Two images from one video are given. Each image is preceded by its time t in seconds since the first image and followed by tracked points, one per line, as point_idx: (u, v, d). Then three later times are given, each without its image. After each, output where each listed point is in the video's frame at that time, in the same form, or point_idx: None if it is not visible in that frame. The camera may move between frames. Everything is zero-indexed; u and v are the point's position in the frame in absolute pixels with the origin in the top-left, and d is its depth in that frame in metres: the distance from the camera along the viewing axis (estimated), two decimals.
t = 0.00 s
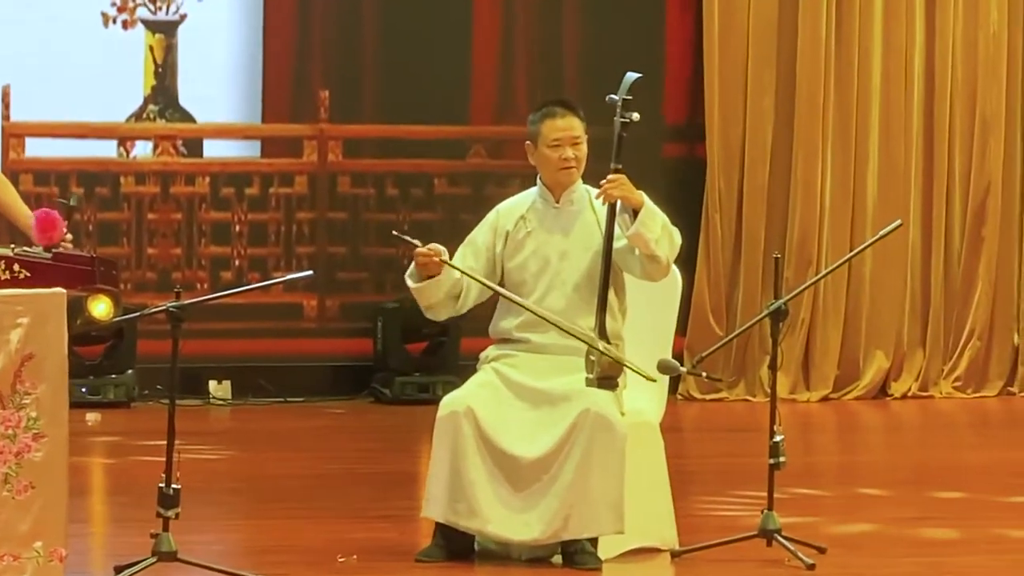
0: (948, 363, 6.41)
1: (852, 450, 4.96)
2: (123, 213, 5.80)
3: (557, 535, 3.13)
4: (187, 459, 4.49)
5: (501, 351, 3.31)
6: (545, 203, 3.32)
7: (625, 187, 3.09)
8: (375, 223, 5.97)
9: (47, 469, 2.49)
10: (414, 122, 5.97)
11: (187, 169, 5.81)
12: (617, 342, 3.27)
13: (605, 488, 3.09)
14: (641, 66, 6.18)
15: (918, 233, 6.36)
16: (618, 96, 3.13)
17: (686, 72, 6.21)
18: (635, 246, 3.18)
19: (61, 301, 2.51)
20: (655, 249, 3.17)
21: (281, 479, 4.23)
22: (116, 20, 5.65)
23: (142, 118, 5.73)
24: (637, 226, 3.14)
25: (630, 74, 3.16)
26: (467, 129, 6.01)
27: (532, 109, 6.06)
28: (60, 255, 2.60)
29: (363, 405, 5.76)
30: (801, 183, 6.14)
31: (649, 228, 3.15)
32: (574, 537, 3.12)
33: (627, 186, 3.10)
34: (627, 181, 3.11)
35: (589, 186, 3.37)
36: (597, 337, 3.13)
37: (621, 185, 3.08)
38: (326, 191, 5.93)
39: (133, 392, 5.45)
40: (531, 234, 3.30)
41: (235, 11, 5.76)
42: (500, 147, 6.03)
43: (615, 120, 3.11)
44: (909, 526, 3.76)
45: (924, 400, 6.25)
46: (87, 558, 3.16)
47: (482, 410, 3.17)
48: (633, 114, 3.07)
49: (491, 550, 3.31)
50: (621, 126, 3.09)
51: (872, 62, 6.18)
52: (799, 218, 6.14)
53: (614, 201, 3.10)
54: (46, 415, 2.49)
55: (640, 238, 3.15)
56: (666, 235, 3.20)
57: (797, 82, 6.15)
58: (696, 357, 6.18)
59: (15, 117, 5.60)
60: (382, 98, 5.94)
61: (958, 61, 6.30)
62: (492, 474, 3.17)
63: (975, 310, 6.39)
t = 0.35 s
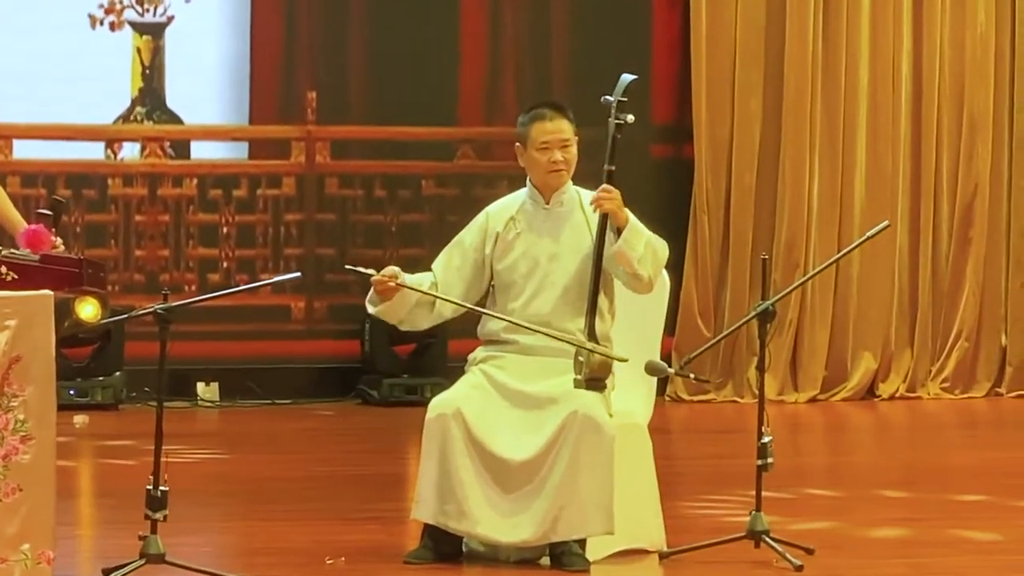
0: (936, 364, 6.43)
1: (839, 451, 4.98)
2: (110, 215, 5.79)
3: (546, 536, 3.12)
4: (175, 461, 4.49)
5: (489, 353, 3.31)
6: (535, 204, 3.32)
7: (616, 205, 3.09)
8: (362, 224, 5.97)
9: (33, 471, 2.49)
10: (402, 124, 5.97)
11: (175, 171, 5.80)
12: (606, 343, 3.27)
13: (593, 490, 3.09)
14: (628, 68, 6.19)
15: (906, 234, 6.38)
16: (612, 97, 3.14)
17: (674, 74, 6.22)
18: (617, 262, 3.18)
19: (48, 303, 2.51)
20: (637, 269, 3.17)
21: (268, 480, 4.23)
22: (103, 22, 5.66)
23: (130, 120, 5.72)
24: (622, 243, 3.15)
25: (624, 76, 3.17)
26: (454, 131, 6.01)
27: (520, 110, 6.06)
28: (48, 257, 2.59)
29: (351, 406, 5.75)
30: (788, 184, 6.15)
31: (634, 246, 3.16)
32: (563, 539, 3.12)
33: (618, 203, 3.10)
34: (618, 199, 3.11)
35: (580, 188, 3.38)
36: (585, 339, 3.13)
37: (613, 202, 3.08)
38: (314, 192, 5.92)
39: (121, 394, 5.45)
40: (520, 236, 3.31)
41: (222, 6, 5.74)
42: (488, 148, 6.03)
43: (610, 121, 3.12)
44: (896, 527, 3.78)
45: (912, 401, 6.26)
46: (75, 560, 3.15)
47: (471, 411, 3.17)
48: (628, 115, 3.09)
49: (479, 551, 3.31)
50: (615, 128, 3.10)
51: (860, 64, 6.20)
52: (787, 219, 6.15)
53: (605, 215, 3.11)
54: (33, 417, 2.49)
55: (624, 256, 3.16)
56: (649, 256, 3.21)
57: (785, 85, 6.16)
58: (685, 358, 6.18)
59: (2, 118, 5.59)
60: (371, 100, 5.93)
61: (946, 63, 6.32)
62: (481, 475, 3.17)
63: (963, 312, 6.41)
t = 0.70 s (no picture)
0: (930, 366, 6.44)
1: (832, 453, 4.99)
2: (104, 218, 5.79)
3: (537, 538, 3.12)
4: (168, 464, 4.49)
5: (480, 355, 3.31)
6: (524, 207, 3.33)
7: (598, 232, 3.10)
8: (356, 227, 5.97)
9: (27, 475, 2.49)
10: (395, 127, 5.97)
11: (169, 174, 5.80)
12: (597, 345, 3.27)
13: (584, 491, 3.09)
14: (621, 71, 6.20)
15: (899, 237, 6.39)
16: (590, 97, 3.12)
17: (666, 77, 6.23)
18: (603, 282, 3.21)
19: (42, 307, 2.52)
20: (622, 288, 3.22)
21: (262, 483, 4.23)
22: (96, 25, 5.67)
23: (123, 123, 5.72)
24: (605, 267, 3.17)
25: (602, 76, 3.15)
26: (447, 133, 6.02)
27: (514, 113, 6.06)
28: (41, 261, 2.59)
29: (345, 409, 5.76)
30: (782, 186, 6.16)
31: (618, 268, 3.18)
32: (553, 541, 3.12)
33: (600, 230, 3.11)
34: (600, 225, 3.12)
35: (569, 191, 3.39)
36: (576, 340, 3.14)
37: (595, 231, 3.09)
38: (308, 196, 5.92)
39: (114, 397, 5.45)
40: (510, 238, 3.32)
41: (216, 20, 5.77)
42: (481, 151, 6.04)
43: (589, 122, 3.12)
44: (888, 528, 3.79)
45: (905, 404, 6.27)
46: (68, 564, 3.15)
47: (462, 413, 3.18)
48: (606, 116, 3.07)
49: (472, 553, 3.32)
50: (593, 128, 3.09)
51: (853, 66, 6.21)
52: (780, 221, 6.16)
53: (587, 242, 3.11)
54: (27, 421, 2.49)
55: (609, 278, 3.19)
56: (636, 270, 3.23)
57: (777, 87, 6.18)
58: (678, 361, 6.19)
59: None
60: (364, 103, 5.94)
61: (938, 66, 6.34)
62: (472, 477, 3.18)
63: (957, 314, 6.42)
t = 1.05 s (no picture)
0: (928, 367, 6.44)
1: (831, 454, 4.99)
2: (102, 221, 5.79)
3: (536, 540, 3.12)
4: (167, 466, 4.49)
5: (478, 359, 3.31)
6: (517, 209, 3.33)
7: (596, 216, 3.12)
8: (354, 229, 5.97)
9: (26, 478, 2.50)
10: (393, 129, 5.97)
11: (167, 177, 5.80)
12: (595, 346, 3.28)
13: (584, 493, 3.09)
14: (619, 72, 6.20)
15: (897, 238, 6.40)
16: (584, 99, 3.13)
17: (664, 79, 6.24)
18: (600, 272, 3.22)
19: (41, 310, 2.51)
20: (620, 276, 3.20)
21: (261, 486, 4.23)
22: (94, 28, 5.66)
23: (122, 126, 5.72)
24: (602, 252, 3.18)
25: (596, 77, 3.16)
26: (445, 135, 6.02)
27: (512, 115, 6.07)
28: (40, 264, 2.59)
29: (344, 411, 5.76)
30: (780, 187, 6.16)
31: (616, 254, 3.19)
32: (552, 542, 3.12)
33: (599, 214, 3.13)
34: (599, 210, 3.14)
35: (561, 192, 3.40)
36: (573, 341, 3.15)
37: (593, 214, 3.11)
38: (306, 198, 5.93)
39: (113, 400, 5.45)
40: (504, 241, 3.32)
41: (214, 23, 5.77)
42: (479, 153, 6.04)
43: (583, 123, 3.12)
44: (888, 529, 3.79)
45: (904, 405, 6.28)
46: (67, 567, 3.15)
47: (461, 415, 3.18)
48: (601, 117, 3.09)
49: (472, 556, 3.32)
50: (588, 130, 3.10)
51: (850, 67, 6.21)
52: (778, 224, 6.17)
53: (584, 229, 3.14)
54: (26, 424, 2.50)
55: (606, 264, 3.19)
56: (633, 260, 3.23)
57: (775, 89, 6.18)
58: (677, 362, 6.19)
59: None
60: (362, 105, 5.94)
61: (936, 66, 6.34)
62: (471, 479, 3.18)
63: (955, 315, 6.43)
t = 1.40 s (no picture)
0: (932, 367, 6.44)
1: (835, 454, 4.99)
2: (106, 222, 5.79)
3: (538, 541, 3.12)
4: (171, 468, 4.49)
5: (482, 360, 3.31)
6: (520, 212, 3.33)
7: (595, 239, 3.12)
8: (357, 230, 5.97)
9: (31, 480, 2.50)
10: (396, 131, 5.97)
11: (171, 178, 5.80)
12: (598, 347, 3.28)
13: (586, 493, 3.09)
14: (622, 72, 6.20)
15: (901, 239, 6.39)
16: (587, 100, 3.14)
17: (668, 80, 6.24)
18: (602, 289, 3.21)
19: (45, 311, 2.52)
20: (622, 294, 3.21)
21: (265, 487, 4.23)
22: (98, 30, 5.65)
23: (126, 127, 5.73)
24: (602, 273, 3.17)
25: (598, 77, 3.17)
26: (449, 137, 6.02)
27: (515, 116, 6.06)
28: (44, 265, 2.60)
29: (348, 413, 5.76)
30: (784, 187, 6.16)
31: (616, 275, 3.18)
32: (555, 543, 3.12)
33: (597, 236, 3.12)
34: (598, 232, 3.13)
35: (564, 194, 3.40)
36: (576, 342, 3.15)
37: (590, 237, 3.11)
38: (310, 199, 5.93)
39: (117, 401, 5.45)
40: (507, 244, 3.32)
41: (217, 26, 5.77)
42: (483, 154, 6.05)
43: (586, 124, 3.12)
44: (891, 530, 3.79)
45: (908, 405, 6.27)
46: (72, 568, 3.15)
47: (463, 416, 3.18)
48: (603, 118, 3.10)
49: (476, 556, 3.32)
50: (590, 130, 3.10)
51: (854, 68, 6.21)
52: (782, 226, 6.17)
53: (583, 249, 3.14)
54: (31, 426, 2.50)
55: (607, 284, 3.19)
56: (635, 276, 3.22)
57: (778, 90, 6.18)
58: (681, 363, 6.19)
59: None
60: (365, 106, 5.94)
61: (939, 66, 6.34)
62: (473, 480, 3.17)
63: (959, 315, 6.43)
